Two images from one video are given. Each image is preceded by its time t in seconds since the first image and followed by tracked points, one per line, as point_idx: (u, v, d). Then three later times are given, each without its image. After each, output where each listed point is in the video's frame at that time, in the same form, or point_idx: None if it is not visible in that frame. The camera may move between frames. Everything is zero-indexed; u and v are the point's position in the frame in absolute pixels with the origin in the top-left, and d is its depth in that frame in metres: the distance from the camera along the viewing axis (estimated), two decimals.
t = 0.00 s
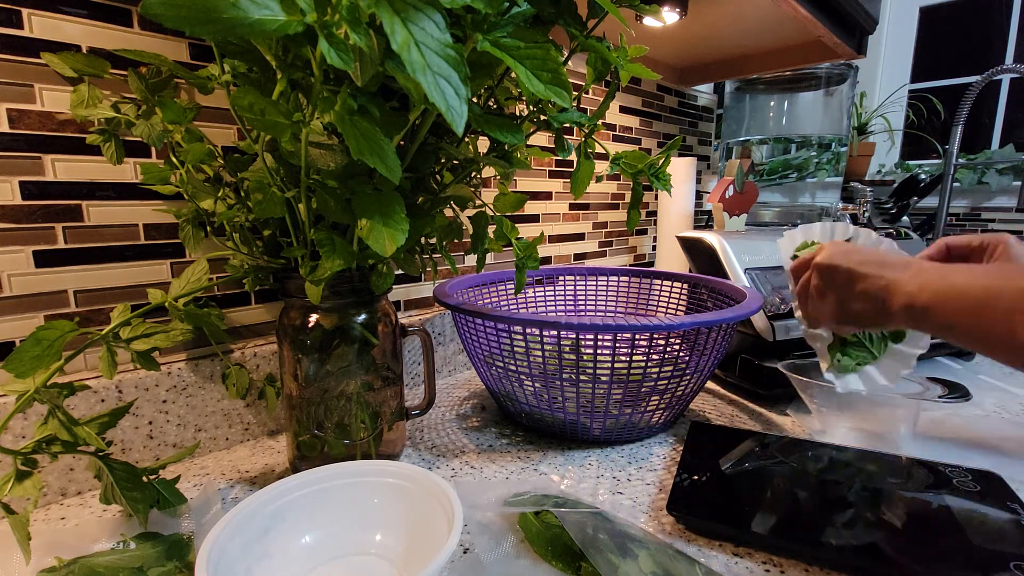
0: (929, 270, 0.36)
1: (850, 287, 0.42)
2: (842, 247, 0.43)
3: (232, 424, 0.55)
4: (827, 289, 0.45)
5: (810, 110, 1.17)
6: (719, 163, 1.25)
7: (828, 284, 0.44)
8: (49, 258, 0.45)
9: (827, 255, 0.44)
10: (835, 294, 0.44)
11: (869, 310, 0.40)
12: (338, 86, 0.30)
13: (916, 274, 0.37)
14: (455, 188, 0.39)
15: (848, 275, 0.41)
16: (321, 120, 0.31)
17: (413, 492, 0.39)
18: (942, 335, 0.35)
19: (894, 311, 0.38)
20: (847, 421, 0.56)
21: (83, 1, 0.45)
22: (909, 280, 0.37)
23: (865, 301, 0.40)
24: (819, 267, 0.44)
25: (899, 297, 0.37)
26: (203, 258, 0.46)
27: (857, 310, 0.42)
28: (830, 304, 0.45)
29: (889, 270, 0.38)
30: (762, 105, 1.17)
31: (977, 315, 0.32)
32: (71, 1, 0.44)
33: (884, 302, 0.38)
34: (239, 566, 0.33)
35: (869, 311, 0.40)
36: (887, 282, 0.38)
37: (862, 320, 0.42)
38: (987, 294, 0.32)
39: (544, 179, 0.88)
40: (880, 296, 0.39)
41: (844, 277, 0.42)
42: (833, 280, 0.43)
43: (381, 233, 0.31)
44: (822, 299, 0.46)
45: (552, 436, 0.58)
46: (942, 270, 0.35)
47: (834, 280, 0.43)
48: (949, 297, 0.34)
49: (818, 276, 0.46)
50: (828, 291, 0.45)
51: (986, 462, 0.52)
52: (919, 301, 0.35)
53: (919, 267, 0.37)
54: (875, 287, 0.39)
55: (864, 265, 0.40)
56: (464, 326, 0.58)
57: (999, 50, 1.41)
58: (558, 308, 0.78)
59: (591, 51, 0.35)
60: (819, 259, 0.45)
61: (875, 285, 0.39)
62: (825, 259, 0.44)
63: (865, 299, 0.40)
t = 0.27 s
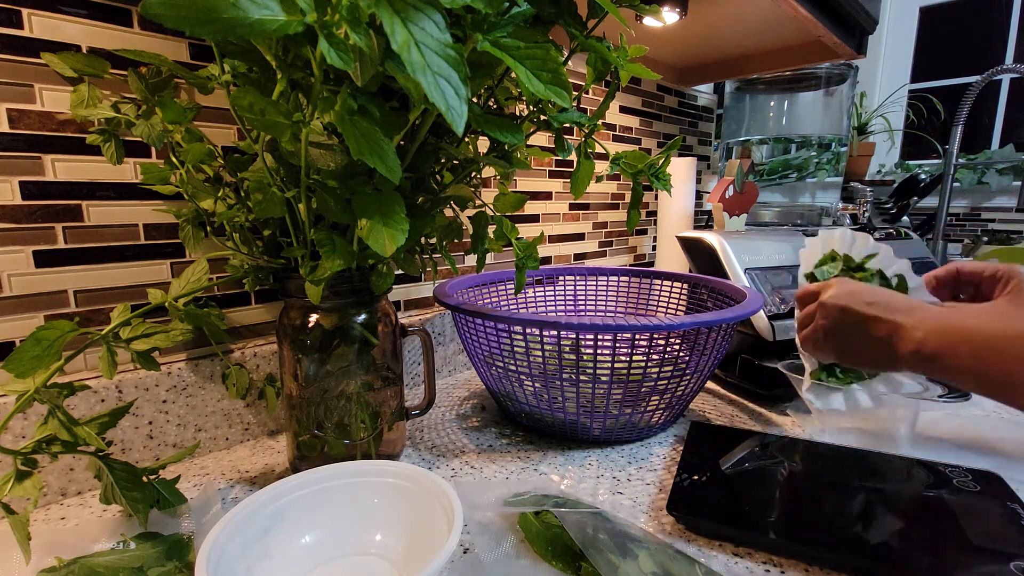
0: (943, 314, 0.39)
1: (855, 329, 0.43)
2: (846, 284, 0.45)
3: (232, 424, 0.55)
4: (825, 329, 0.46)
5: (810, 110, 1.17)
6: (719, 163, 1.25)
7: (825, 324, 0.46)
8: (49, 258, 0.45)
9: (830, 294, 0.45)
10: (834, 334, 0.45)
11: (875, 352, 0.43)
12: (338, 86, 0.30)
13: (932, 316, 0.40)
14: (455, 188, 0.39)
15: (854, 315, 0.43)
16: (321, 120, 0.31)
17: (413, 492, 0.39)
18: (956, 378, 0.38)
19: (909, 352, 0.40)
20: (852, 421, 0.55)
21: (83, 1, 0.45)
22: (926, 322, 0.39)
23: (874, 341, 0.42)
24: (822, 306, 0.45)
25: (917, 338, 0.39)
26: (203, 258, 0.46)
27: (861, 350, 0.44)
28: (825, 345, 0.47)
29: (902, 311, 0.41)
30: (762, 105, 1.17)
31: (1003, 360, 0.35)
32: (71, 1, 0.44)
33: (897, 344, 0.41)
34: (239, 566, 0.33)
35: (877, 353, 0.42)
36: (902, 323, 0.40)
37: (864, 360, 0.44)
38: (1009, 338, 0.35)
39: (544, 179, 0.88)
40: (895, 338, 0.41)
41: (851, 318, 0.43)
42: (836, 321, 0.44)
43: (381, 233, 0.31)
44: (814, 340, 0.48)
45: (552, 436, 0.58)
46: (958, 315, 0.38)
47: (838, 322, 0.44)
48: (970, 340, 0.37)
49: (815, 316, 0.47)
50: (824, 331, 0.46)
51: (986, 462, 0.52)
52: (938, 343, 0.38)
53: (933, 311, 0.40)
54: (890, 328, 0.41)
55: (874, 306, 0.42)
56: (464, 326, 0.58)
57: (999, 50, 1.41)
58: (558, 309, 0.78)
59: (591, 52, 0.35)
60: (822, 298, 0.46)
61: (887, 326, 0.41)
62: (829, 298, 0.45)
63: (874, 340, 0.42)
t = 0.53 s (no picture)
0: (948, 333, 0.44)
1: (865, 344, 0.48)
2: (852, 301, 0.49)
3: (232, 424, 0.55)
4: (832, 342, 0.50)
5: (810, 110, 1.17)
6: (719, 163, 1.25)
7: (834, 338, 0.50)
8: (49, 258, 0.45)
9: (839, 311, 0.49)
10: (843, 348, 0.49)
11: (884, 365, 0.47)
12: (338, 86, 0.30)
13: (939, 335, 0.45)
14: (455, 188, 0.39)
15: (865, 333, 0.47)
16: (321, 120, 0.31)
17: (413, 492, 0.39)
18: (961, 393, 0.43)
19: (920, 368, 0.45)
20: (852, 422, 0.55)
21: (83, 1, 0.45)
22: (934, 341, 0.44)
23: (884, 356, 0.47)
24: (831, 322, 0.49)
25: (928, 355, 0.44)
26: (203, 258, 0.46)
27: (871, 364, 0.48)
28: (832, 356, 0.51)
29: (911, 329, 0.46)
30: (762, 105, 1.17)
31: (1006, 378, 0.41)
32: (71, 1, 0.44)
33: (909, 360, 0.46)
34: (239, 566, 0.33)
35: (886, 366, 0.47)
36: (913, 341, 0.45)
37: (871, 372, 0.49)
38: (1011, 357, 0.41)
39: (544, 179, 0.88)
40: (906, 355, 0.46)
41: (861, 334, 0.48)
42: (846, 336, 0.49)
43: (381, 233, 0.31)
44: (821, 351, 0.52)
45: (552, 436, 0.58)
46: (962, 334, 0.44)
47: (849, 338, 0.48)
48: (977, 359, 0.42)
49: (823, 330, 0.51)
50: (834, 344, 0.50)
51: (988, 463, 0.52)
52: (948, 361, 0.43)
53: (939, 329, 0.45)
54: (902, 345, 0.46)
55: (883, 324, 0.47)
56: (464, 326, 0.58)
57: (999, 50, 1.41)
58: (558, 309, 0.78)
59: (591, 51, 0.35)
60: (830, 314, 0.50)
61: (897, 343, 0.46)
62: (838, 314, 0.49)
63: (884, 355, 0.47)
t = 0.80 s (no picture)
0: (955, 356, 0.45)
1: (872, 366, 0.47)
2: (861, 321, 0.48)
3: (232, 424, 0.55)
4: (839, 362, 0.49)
5: (810, 110, 1.17)
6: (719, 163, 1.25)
7: (839, 359, 0.49)
8: (49, 258, 0.45)
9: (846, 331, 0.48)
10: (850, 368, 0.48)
11: (894, 387, 0.47)
12: (338, 86, 0.30)
13: (946, 359, 0.45)
14: (455, 188, 0.39)
15: (875, 355, 0.47)
16: (321, 120, 0.31)
17: (413, 492, 0.39)
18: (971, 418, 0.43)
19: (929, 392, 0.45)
20: (853, 422, 0.55)
21: (83, 1, 0.45)
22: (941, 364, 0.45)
23: (894, 378, 0.46)
24: (842, 343, 0.48)
25: (936, 379, 0.44)
26: (203, 258, 0.46)
27: (879, 385, 0.47)
28: (834, 375, 0.50)
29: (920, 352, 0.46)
30: (763, 105, 1.17)
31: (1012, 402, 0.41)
32: (71, 1, 0.44)
33: (921, 384, 0.45)
34: (239, 566, 0.33)
35: (897, 390, 0.47)
36: (923, 365, 0.45)
37: (879, 394, 0.48)
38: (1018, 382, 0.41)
39: (544, 179, 0.88)
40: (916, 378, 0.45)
41: (871, 357, 0.47)
42: (855, 359, 0.47)
43: (381, 233, 0.31)
44: (824, 370, 0.50)
45: (552, 435, 0.58)
46: (968, 357, 0.44)
47: (859, 362, 0.47)
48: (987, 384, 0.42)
49: (829, 349, 0.49)
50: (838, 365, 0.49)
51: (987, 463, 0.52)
52: (958, 385, 0.43)
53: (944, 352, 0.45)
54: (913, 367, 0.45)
55: (893, 346, 0.46)
56: (464, 326, 0.58)
57: (999, 50, 1.41)
58: (558, 309, 0.78)
59: (591, 51, 0.35)
60: (839, 334, 0.48)
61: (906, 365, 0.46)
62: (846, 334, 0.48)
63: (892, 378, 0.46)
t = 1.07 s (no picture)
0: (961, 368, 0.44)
1: (876, 369, 0.47)
2: (869, 322, 0.48)
3: (232, 424, 0.55)
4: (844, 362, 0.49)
5: (810, 110, 1.17)
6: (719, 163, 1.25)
7: (843, 359, 0.48)
8: (49, 258, 0.45)
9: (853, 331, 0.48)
10: (854, 370, 0.48)
11: (897, 394, 0.47)
12: (338, 86, 0.30)
13: (952, 369, 0.44)
14: (455, 188, 0.39)
15: (880, 358, 0.46)
16: (321, 120, 0.31)
17: (413, 492, 0.39)
18: (971, 430, 0.42)
19: (930, 400, 0.44)
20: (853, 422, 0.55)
21: (83, 1, 0.45)
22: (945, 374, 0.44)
23: (897, 383, 0.46)
24: (847, 342, 0.48)
25: (938, 388, 0.44)
26: (203, 258, 0.46)
27: (881, 390, 0.47)
28: (837, 376, 0.50)
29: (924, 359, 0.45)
30: (762, 105, 1.17)
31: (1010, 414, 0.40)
32: (71, 1, 0.44)
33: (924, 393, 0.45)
34: (239, 566, 0.33)
35: (899, 396, 0.47)
36: (927, 373, 0.45)
37: (881, 399, 0.48)
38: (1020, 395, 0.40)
39: (544, 179, 0.88)
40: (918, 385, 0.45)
41: (875, 361, 0.47)
42: (860, 359, 0.47)
43: (381, 233, 0.31)
44: (827, 369, 0.50)
45: (552, 435, 0.58)
46: (972, 369, 0.43)
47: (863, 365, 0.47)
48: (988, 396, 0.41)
49: (834, 348, 0.49)
50: (842, 365, 0.49)
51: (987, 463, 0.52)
52: (958, 395, 0.42)
53: (951, 363, 0.45)
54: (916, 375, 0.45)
55: (899, 351, 0.46)
56: (464, 326, 0.58)
57: (999, 50, 1.41)
58: (558, 309, 0.78)
59: (591, 51, 0.35)
60: (846, 334, 0.48)
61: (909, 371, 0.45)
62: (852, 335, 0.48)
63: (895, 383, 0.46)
